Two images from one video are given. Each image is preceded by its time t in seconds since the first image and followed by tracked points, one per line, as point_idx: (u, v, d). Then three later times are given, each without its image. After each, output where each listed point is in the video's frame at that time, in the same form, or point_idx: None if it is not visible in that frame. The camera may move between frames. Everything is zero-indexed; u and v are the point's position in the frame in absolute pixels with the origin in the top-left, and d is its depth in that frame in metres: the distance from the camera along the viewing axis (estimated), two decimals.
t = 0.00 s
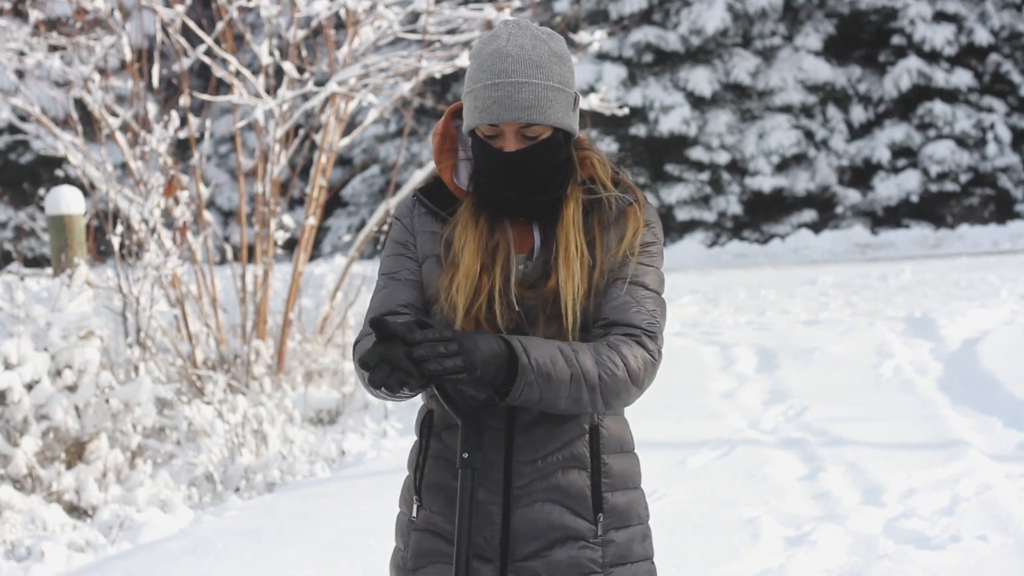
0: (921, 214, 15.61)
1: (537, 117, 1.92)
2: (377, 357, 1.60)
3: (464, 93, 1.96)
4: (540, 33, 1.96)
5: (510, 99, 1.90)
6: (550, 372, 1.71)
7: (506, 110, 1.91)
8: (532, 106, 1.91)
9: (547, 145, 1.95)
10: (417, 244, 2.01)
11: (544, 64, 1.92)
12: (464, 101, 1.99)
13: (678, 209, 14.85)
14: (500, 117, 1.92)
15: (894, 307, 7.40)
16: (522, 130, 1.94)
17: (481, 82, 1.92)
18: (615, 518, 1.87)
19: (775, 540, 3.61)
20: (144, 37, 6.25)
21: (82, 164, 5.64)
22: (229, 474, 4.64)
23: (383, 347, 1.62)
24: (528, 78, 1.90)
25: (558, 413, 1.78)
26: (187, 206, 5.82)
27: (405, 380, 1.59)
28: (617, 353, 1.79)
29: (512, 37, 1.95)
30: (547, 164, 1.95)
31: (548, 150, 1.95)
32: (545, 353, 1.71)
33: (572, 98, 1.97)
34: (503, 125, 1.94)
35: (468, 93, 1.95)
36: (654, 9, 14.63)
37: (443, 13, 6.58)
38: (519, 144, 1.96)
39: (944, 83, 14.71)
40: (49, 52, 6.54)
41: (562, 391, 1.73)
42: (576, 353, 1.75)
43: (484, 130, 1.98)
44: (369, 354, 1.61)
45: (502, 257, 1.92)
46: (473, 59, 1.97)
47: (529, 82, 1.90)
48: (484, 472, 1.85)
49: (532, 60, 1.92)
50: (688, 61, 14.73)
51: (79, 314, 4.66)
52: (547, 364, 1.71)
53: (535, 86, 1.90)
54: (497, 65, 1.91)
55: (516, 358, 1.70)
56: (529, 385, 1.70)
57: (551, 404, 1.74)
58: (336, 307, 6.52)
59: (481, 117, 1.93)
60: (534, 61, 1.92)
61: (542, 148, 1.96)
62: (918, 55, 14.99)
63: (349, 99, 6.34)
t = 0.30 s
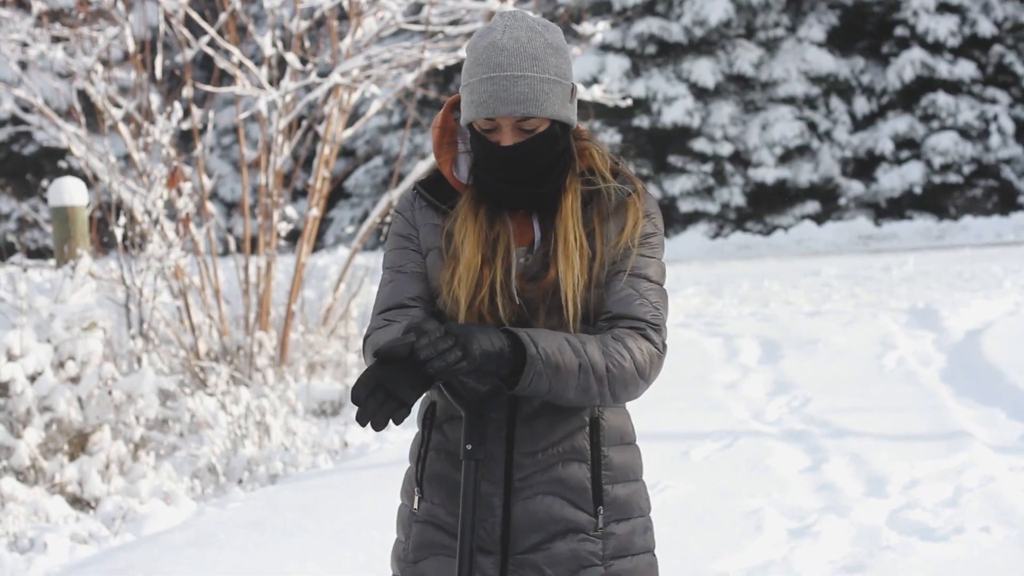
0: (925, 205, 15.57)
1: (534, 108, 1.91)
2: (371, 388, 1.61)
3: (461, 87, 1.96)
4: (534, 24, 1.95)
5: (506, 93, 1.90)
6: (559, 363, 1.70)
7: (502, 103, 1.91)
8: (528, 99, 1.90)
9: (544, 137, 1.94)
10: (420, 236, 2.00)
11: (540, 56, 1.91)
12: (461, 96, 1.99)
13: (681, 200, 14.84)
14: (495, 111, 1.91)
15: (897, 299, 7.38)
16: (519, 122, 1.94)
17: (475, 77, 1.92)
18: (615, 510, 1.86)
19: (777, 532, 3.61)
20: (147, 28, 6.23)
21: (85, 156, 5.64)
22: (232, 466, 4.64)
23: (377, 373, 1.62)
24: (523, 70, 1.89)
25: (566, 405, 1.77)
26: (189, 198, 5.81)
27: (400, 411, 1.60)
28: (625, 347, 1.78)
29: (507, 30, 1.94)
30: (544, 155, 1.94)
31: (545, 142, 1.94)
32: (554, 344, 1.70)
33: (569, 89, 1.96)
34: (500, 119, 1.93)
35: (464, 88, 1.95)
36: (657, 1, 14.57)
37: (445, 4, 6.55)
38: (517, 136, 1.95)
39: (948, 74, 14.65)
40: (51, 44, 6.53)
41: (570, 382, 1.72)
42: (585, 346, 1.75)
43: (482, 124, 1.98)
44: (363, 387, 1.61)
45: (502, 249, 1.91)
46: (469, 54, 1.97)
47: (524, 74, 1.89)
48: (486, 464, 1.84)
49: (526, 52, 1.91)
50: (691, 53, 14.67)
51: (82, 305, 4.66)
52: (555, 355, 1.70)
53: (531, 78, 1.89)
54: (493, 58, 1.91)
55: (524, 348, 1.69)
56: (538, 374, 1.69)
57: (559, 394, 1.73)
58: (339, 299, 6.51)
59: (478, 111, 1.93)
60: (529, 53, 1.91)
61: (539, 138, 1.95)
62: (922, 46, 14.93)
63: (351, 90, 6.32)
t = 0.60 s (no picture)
0: (927, 205, 15.55)
1: (528, 114, 1.90)
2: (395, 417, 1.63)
3: (455, 94, 1.95)
4: (524, 29, 1.94)
5: (499, 101, 1.89)
6: (561, 373, 1.71)
7: (496, 110, 1.90)
8: (523, 105, 1.90)
9: (540, 140, 1.94)
10: (421, 238, 2.00)
11: (531, 60, 1.91)
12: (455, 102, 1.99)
13: (683, 200, 14.84)
14: (490, 119, 1.91)
15: (900, 298, 7.37)
16: (514, 128, 1.93)
17: (468, 86, 1.92)
18: (618, 511, 1.86)
19: (780, 532, 3.60)
20: (149, 30, 6.23)
21: (88, 158, 5.64)
22: (235, 466, 4.64)
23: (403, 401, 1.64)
24: (515, 77, 1.89)
25: (571, 414, 1.77)
26: (192, 199, 5.82)
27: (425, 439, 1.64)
28: (628, 351, 1.78)
29: (497, 36, 1.93)
30: (543, 158, 1.93)
31: (542, 145, 1.94)
32: (555, 357, 1.71)
33: (563, 91, 1.95)
34: (494, 126, 1.93)
35: (458, 97, 1.94)
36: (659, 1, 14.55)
37: (447, 4, 6.55)
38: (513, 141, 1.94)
39: (950, 74, 14.63)
40: (54, 45, 6.54)
41: (575, 390, 1.72)
42: (590, 355, 1.75)
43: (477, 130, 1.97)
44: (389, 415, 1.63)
45: (502, 252, 1.91)
46: (460, 63, 1.96)
47: (516, 81, 1.88)
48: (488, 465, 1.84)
49: (518, 58, 1.90)
50: (693, 53, 14.66)
51: (85, 306, 4.66)
52: (556, 365, 1.71)
53: (524, 84, 1.89)
54: (485, 65, 1.90)
55: (526, 362, 1.70)
56: (541, 389, 1.70)
57: (563, 405, 1.73)
58: (341, 300, 6.51)
59: (472, 119, 1.92)
60: (520, 58, 1.91)
61: (535, 143, 1.94)
62: (924, 46, 14.92)
63: (354, 91, 6.32)
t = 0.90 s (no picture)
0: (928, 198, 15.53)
1: (526, 112, 1.88)
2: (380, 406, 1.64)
3: (454, 91, 1.94)
4: (521, 24, 1.90)
5: (497, 99, 1.88)
6: (559, 379, 1.71)
7: (494, 108, 1.89)
8: (520, 103, 1.88)
9: (539, 136, 1.92)
10: (424, 233, 1.99)
11: (529, 58, 1.88)
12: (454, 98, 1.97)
13: (684, 192, 14.83)
14: (488, 116, 1.89)
15: (900, 291, 7.36)
16: (513, 124, 1.91)
17: (466, 83, 1.90)
18: (618, 504, 1.85)
19: (780, 523, 3.60)
20: (149, 21, 6.21)
21: (88, 149, 5.63)
22: (235, 458, 4.64)
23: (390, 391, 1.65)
24: (513, 76, 1.86)
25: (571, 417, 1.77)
26: (193, 191, 5.80)
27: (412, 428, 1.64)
28: (626, 348, 1.78)
29: (495, 33, 1.90)
30: (541, 154, 1.92)
31: (540, 140, 1.92)
32: (551, 364, 1.71)
33: (562, 86, 1.93)
34: (493, 123, 1.91)
35: (457, 94, 1.93)
36: None
37: None
38: (512, 137, 1.93)
39: (951, 66, 14.60)
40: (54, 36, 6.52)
41: (575, 395, 1.72)
42: (590, 357, 1.74)
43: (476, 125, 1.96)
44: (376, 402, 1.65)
45: (501, 248, 1.90)
46: (459, 58, 1.94)
47: (514, 79, 1.86)
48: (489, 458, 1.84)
49: (516, 55, 1.88)
50: (694, 45, 14.64)
51: (85, 298, 4.65)
52: (555, 371, 1.71)
53: (521, 82, 1.87)
54: (482, 63, 1.88)
55: (523, 371, 1.70)
56: (540, 397, 1.70)
57: (562, 410, 1.73)
58: (342, 291, 6.51)
59: (470, 117, 1.91)
60: (519, 55, 1.88)
61: (533, 139, 1.92)
62: (925, 39, 14.88)
63: (354, 83, 6.31)
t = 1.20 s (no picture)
0: (932, 190, 15.49)
1: (529, 88, 1.89)
2: (398, 377, 1.66)
3: (458, 70, 1.95)
4: (526, 7, 1.93)
5: (500, 73, 1.88)
6: (554, 383, 1.70)
7: (497, 83, 1.89)
8: (524, 78, 1.88)
9: (540, 119, 1.92)
10: (426, 225, 1.98)
11: (534, 36, 1.89)
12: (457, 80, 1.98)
13: (687, 184, 14.81)
14: (491, 91, 1.90)
15: (904, 284, 7.34)
16: (515, 103, 1.92)
17: (470, 60, 1.91)
18: (622, 496, 1.85)
19: (783, 515, 3.60)
20: (153, 14, 6.20)
21: (92, 142, 5.63)
22: (239, 451, 4.65)
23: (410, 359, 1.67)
24: (517, 50, 1.87)
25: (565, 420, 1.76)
26: (196, 183, 5.80)
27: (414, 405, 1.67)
28: (621, 353, 1.77)
29: (501, 14, 1.92)
30: (542, 139, 1.91)
31: (541, 123, 1.92)
32: (549, 364, 1.70)
33: (565, 70, 1.94)
34: (496, 99, 1.91)
35: (461, 73, 1.94)
36: None
37: None
38: (515, 116, 1.92)
39: (954, 58, 14.56)
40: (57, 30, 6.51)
41: (568, 399, 1.71)
42: (585, 360, 1.74)
43: (479, 107, 1.96)
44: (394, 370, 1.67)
45: (503, 241, 1.89)
46: (463, 38, 1.95)
47: (518, 54, 1.87)
48: (493, 452, 1.83)
49: (519, 34, 1.89)
50: (697, 38, 14.60)
51: (88, 291, 4.66)
52: (550, 376, 1.70)
53: (525, 57, 1.87)
54: (487, 39, 1.89)
55: (518, 373, 1.69)
56: (533, 400, 1.70)
57: (557, 412, 1.72)
58: (345, 284, 6.51)
59: (473, 92, 1.92)
60: (523, 33, 1.89)
61: (535, 121, 1.92)
62: (928, 31, 14.83)
63: (357, 76, 6.29)
